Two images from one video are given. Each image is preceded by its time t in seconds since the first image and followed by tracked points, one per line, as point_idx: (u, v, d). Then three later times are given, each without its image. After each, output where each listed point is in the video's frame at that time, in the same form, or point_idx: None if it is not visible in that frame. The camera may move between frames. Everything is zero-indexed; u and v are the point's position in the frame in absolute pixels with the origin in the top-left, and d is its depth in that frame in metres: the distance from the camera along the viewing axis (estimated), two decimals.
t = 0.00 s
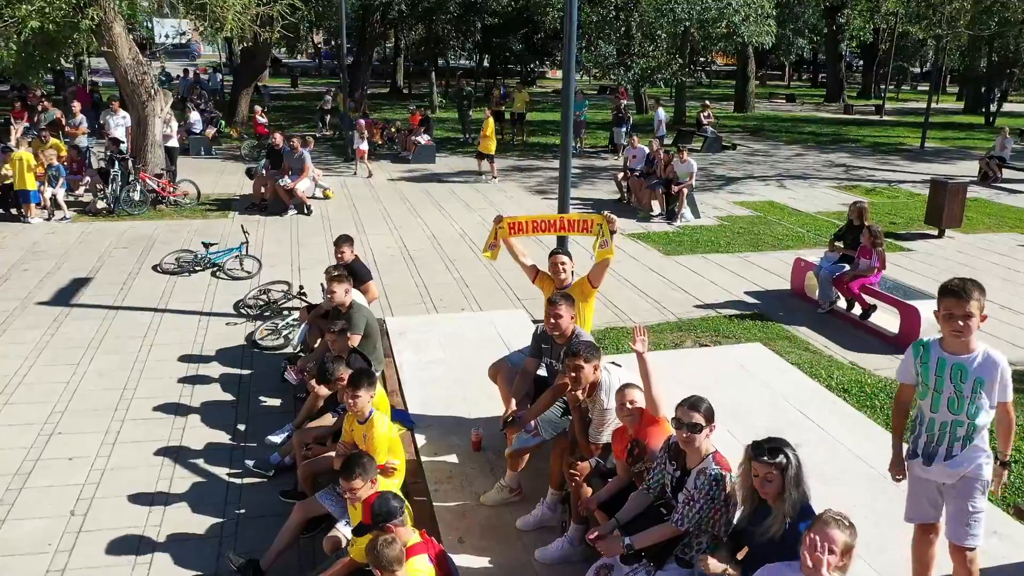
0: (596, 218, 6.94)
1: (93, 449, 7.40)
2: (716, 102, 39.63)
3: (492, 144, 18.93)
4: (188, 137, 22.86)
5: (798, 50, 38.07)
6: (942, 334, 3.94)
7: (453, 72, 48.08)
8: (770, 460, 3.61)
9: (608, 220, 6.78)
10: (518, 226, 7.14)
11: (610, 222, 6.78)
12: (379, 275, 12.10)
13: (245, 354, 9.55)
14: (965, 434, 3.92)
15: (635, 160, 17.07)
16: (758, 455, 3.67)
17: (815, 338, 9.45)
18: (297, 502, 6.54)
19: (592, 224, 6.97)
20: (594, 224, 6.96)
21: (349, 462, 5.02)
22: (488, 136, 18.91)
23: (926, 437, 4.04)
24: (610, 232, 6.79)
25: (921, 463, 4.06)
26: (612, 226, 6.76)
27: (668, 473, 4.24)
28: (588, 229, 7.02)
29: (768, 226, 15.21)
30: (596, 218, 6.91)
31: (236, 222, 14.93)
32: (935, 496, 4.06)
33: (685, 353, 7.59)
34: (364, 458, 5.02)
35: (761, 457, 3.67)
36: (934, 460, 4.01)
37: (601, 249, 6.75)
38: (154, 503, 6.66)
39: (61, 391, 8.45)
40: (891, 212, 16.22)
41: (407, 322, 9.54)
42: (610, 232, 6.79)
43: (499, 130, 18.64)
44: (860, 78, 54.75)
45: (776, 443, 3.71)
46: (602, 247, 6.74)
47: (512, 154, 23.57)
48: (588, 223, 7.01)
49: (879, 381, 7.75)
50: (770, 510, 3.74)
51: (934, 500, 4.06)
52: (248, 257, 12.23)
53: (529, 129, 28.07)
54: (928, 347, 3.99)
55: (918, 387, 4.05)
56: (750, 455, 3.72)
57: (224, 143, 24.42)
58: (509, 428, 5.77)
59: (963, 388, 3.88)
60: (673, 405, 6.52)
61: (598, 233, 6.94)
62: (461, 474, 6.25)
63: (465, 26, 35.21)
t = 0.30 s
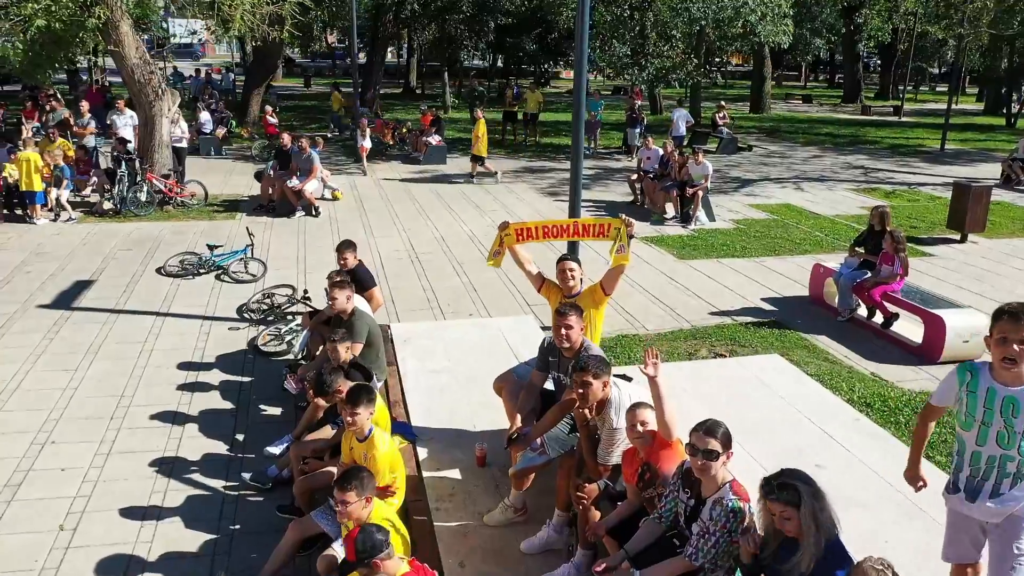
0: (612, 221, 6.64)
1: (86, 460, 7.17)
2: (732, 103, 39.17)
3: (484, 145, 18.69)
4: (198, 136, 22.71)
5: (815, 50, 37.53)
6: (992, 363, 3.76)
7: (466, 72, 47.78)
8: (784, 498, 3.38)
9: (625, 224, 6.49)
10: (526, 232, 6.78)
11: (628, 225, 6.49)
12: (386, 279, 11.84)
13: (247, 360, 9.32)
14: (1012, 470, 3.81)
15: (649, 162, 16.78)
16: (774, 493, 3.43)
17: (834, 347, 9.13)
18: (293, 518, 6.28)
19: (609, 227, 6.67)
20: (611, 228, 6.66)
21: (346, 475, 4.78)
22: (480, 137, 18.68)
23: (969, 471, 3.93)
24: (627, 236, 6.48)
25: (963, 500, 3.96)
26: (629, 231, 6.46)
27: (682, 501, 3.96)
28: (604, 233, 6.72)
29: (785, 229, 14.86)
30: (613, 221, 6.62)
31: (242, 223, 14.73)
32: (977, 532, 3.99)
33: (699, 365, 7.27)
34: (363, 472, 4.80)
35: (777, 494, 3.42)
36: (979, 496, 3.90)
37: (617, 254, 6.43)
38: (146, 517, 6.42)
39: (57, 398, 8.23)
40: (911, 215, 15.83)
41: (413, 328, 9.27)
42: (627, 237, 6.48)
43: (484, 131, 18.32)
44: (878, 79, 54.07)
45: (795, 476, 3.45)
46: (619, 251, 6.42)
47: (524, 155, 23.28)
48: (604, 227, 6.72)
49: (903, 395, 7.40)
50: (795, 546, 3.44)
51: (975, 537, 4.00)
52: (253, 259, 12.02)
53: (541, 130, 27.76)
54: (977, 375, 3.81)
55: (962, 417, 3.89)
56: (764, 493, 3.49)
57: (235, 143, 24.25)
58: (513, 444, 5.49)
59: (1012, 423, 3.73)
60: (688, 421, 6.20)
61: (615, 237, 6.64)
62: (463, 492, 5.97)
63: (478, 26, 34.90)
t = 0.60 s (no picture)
0: (630, 228, 6.34)
1: (78, 471, 6.94)
2: (747, 103, 38.77)
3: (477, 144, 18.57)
4: (208, 136, 22.57)
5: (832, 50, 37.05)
6: None
7: (480, 73, 47.55)
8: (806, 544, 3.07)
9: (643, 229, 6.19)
10: (536, 240, 6.46)
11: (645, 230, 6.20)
12: (393, 283, 11.57)
13: (248, 366, 9.08)
14: None
15: (663, 163, 16.48)
16: (792, 541, 3.13)
17: (855, 357, 8.79)
18: (290, 536, 6.03)
19: (627, 234, 6.37)
20: (629, 234, 6.36)
21: (349, 493, 4.45)
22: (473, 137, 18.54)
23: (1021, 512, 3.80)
24: (645, 242, 6.18)
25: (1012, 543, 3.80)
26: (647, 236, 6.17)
27: (697, 534, 3.68)
28: (621, 240, 6.42)
29: (803, 233, 14.50)
30: (630, 227, 6.31)
31: (249, 225, 14.52)
32: None
33: (714, 377, 6.94)
34: (367, 492, 4.47)
35: (797, 542, 3.12)
36: None
37: (637, 261, 6.12)
38: (137, 533, 6.18)
39: (52, 406, 8.02)
40: (932, 219, 15.43)
41: (418, 335, 9.01)
42: (646, 244, 6.17)
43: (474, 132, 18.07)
44: (895, 80, 53.47)
45: (814, 519, 3.15)
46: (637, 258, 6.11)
47: (536, 156, 23.00)
48: (622, 235, 6.42)
49: (929, 410, 7.05)
50: None
51: None
52: (258, 262, 11.80)
53: (554, 130, 27.48)
54: None
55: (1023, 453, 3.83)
56: (784, 541, 3.16)
57: (245, 143, 24.10)
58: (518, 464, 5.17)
59: None
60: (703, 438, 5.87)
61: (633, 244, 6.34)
62: (466, 511, 5.69)
63: (491, 26, 34.67)
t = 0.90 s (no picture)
0: (644, 237, 6.05)
1: (70, 484, 6.72)
2: (764, 104, 38.32)
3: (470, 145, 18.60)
4: (219, 137, 22.39)
5: (850, 51, 36.56)
6: None
7: (494, 73, 47.32)
8: None
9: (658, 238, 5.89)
10: (545, 248, 6.20)
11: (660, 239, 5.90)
12: (400, 288, 11.32)
13: (250, 374, 8.85)
14: None
15: (678, 165, 16.21)
16: None
17: (876, 369, 8.46)
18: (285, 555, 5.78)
19: (641, 244, 6.07)
20: (643, 243, 6.06)
21: (342, 520, 4.21)
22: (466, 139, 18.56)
23: None
24: (660, 252, 5.89)
25: None
26: (662, 245, 5.87)
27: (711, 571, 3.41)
28: (635, 249, 6.12)
29: (821, 238, 14.15)
30: (644, 236, 6.01)
31: (256, 227, 14.32)
32: None
33: (727, 392, 6.62)
34: (361, 520, 4.23)
35: None
36: None
37: (651, 272, 5.83)
38: (127, 550, 5.95)
39: (48, 414, 7.81)
40: (955, 224, 15.03)
41: (424, 343, 8.75)
42: (661, 254, 5.88)
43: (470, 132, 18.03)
44: (914, 81, 52.81)
45: None
46: (651, 269, 5.82)
47: (549, 157, 22.72)
48: (636, 244, 6.12)
49: (957, 427, 6.71)
50: None
51: None
52: (264, 265, 11.59)
53: (568, 132, 27.19)
54: None
55: None
56: None
57: (257, 144, 23.91)
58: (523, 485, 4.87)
59: None
60: (718, 457, 5.56)
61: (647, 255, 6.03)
62: (469, 532, 5.42)
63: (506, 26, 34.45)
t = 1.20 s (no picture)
0: (656, 245, 5.78)
1: (61, 498, 6.49)
2: (781, 105, 37.82)
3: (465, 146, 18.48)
4: (229, 137, 22.23)
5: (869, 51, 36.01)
6: None
7: (507, 73, 47.02)
8: None
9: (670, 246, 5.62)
10: (551, 258, 5.93)
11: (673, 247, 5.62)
12: (407, 294, 11.05)
13: (251, 382, 8.61)
14: None
15: (693, 167, 15.90)
16: None
17: (899, 381, 8.12)
18: None
19: (652, 252, 5.79)
20: (655, 252, 5.77)
21: (328, 554, 4.00)
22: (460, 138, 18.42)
23: None
24: (673, 261, 5.62)
25: None
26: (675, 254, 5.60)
27: None
28: (645, 258, 5.84)
29: (840, 242, 13.80)
30: (656, 245, 5.74)
31: (263, 229, 14.11)
32: None
33: (744, 409, 6.31)
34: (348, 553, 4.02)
35: None
36: None
37: (663, 282, 5.55)
38: (116, 568, 5.71)
39: (43, 423, 7.60)
40: (978, 228, 14.62)
41: (430, 350, 8.48)
42: (673, 263, 5.61)
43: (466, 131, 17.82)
44: (933, 82, 52.10)
45: None
46: (663, 280, 5.54)
47: (562, 158, 22.42)
48: (648, 253, 5.83)
49: (987, 446, 6.37)
50: None
51: None
52: (269, 269, 11.36)
53: (581, 133, 26.85)
54: None
55: None
56: None
57: (267, 145, 23.73)
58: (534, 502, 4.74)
59: None
60: (734, 480, 5.27)
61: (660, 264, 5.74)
62: (472, 556, 5.15)
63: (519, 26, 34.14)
